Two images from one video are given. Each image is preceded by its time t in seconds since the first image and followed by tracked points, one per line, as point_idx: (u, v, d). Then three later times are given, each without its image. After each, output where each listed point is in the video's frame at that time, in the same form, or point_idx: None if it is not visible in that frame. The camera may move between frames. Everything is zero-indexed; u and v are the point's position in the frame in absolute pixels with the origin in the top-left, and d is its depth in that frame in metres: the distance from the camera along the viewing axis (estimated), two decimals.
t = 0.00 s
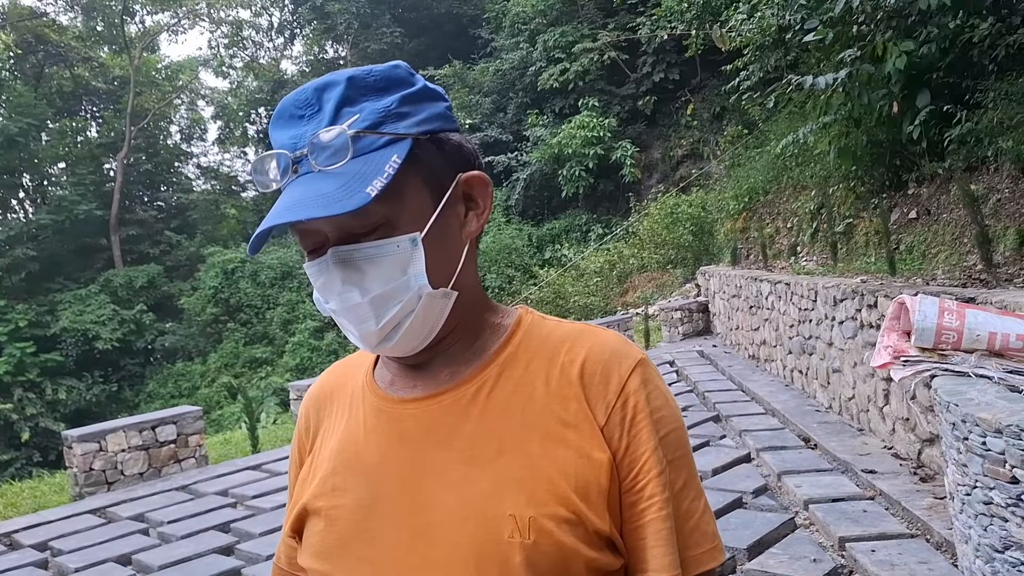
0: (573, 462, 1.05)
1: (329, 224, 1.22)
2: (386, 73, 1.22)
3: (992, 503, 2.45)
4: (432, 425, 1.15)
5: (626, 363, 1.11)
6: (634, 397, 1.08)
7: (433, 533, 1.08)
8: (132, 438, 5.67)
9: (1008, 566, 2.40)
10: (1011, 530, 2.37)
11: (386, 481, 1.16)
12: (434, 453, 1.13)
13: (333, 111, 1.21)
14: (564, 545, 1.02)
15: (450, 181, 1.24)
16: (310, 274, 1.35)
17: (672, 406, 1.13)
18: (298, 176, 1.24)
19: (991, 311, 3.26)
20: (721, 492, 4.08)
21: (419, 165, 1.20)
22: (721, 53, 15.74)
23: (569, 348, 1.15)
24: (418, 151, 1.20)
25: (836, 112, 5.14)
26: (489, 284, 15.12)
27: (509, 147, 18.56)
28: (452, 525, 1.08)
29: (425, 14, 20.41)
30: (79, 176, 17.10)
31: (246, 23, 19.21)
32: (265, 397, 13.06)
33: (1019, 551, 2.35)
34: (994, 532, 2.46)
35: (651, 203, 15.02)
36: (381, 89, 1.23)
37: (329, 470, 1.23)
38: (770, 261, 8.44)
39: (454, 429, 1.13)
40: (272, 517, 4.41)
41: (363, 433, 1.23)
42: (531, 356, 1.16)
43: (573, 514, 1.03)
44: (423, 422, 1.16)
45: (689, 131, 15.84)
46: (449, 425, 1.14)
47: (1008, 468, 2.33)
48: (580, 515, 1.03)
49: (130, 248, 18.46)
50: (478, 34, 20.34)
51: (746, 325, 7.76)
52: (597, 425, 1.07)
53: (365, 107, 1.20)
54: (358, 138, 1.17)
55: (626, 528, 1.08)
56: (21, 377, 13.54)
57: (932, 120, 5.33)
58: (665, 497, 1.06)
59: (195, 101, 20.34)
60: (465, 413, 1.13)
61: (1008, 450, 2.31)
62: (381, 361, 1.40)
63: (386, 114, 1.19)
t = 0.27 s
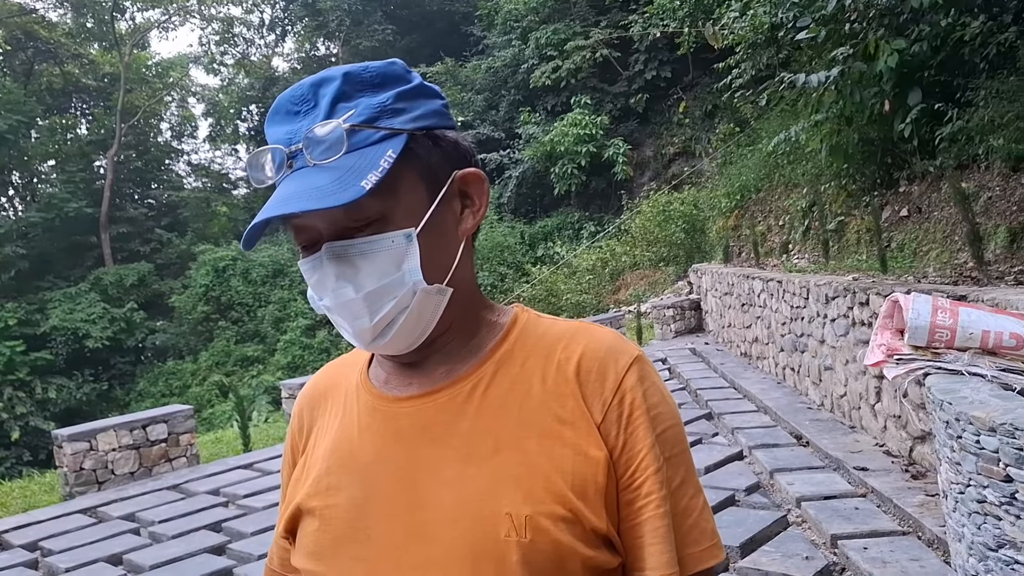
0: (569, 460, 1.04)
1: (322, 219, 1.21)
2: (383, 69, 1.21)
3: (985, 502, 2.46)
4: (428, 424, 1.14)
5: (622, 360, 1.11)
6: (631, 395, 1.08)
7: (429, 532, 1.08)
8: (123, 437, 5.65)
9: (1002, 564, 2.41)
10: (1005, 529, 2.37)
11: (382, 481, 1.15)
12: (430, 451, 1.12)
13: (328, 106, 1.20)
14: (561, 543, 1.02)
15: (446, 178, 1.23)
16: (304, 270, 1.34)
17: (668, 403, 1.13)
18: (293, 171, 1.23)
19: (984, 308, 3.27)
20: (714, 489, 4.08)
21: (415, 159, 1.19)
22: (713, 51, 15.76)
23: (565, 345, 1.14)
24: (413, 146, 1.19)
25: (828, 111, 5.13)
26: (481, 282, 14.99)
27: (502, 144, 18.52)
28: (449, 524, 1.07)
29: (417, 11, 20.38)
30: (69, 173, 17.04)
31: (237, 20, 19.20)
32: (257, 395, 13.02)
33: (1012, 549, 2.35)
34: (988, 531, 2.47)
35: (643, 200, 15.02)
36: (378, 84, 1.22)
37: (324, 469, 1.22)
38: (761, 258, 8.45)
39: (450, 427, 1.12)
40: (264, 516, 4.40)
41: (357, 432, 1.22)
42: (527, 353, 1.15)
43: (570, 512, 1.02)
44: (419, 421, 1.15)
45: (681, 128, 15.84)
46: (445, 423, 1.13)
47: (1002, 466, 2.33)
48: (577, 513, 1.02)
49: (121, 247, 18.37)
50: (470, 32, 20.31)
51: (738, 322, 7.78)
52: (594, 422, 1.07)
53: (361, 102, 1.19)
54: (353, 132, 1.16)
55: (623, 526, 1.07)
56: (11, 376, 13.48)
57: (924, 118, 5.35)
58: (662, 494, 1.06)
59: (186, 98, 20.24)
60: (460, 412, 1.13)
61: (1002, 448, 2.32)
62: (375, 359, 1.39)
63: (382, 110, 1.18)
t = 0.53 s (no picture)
0: (560, 461, 1.04)
1: (313, 218, 1.21)
2: (372, 69, 1.21)
3: (972, 501, 2.47)
4: (418, 427, 1.14)
5: (612, 361, 1.11)
6: (621, 396, 1.08)
7: (421, 537, 1.08)
8: (111, 438, 5.62)
9: (989, 562, 2.43)
10: (992, 528, 2.39)
11: (372, 485, 1.14)
12: (421, 454, 1.12)
13: (318, 106, 1.20)
14: (553, 545, 1.02)
15: (436, 178, 1.23)
16: (293, 271, 1.33)
17: (658, 403, 1.13)
18: (282, 171, 1.23)
19: (971, 309, 3.29)
20: (704, 489, 4.09)
21: (404, 160, 1.19)
22: (703, 51, 15.80)
23: (555, 347, 1.14)
24: (404, 145, 1.18)
25: (817, 111, 5.14)
26: (471, 282, 14.95)
27: (492, 144, 18.50)
28: (440, 527, 1.07)
29: (407, 11, 20.36)
30: (57, 173, 16.96)
31: (225, 19, 19.24)
32: (247, 395, 12.99)
33: (999, 548, 2.37)
34: (975, 529, 2.48)
35: (633, 200, 15.05)
36: (368, 85, 1.21)
37: (315, 474, 1.22)
38: (750, 258, 8.48)
39: (440, 431, 1.12)
40: (253, 517, 4.39)
41: (348, 436, 1.21)
42: (517, 356, 1.15)
43: (562, 514, 1.02)
44: (409, 424, 1.15)
45: (671, 129, 15.87)
46: (435, 427, 1.13)
47: (990, 466, 2.35)
48: (568, 514, 1.02)
49: (109, 246, 18.27)
50: (460, 31, 20.30)
51: (727, 322, 7.80)
52: (584, 424, 1.07)
53: (352, 102, 1.19)
54: (344, 130, 1.16)
55: (614, 526, 1.07)
56: None
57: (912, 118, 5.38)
58: (653, 495, 1.06)
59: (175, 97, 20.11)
60: (451, 415, 1.12)
61: (989, 448, 2.33)
62: (365, 362, 1.39)
63: (371, 110, 1.18)
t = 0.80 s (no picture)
0: (556, 468, 1.04)
1: (305, 222, 1.21)
2: (363, 73, 1.22)
3: (967, 502, 2.48)
4: (414, 434, 1.14)
5: (607, 367, 1.11)
6: (616, 401, 1.08)
7: (418, 545, 1.08)
8: (104, 440, 5.60)
9: (983, 563, 2.43)
10: (986, 529, 2.39)
11: (368, 492, 1.14)
12: (417, 462, 1.12)
13: (310, 110, 1.19)
14: (549, 551, 1.01)
15: (429, 181, 1.23)
16: (285, 275, 1.33)
17: (651, 408, 1.13)
18: (274, 175, 1.22)
19: (966, 310, 3.29)
20: (698, 490, 4.09)
21: (397, 163, 1.19)
22: (696, 52, 15.82)
23: (549, 352, 1.14)
24: (397, 150, 1.19)
25: (810, 112, 5.15)
26: (465, 283, 14.97)
27: (485, 145, 18.47)
28: (436, 535, 1.06)
29: (400, 11, 20.31)
30: (49, 174, 16.92)
31: (218, 20, 19.30)
32: (240, 396, 12.96)
33: (993, 548, 2.37)
34: (969, 530, 2.48)
35: (627, 201, 15.04)
36: (359, 89, 1.22)
37: (310, 483, 1.21)
38: (744, 259, 8.48)
39: (436, 438, 1.12)
40: (247, 519, 4.38)
41: (344, 444, 1.21)
42: (511, 361, 1.15)
43: (558, 519, 1.02)
44: (405, 431, 1.15)
45: (664, 129, 15.88)
46: (432, 434, 1.12)
47: (983, 467, 2.35)
48: (565, 521, 1.02)
49: (102, 247, 18.21)
50: (453, 31, 20.27)
51: (721, 323, 7.81)
52: (579, 430, 1.06)
53: (343, 106, 1.18)
54: (338, 135, 1.15)
55: (610, 531, 1.07)
56: None
57: (905, 119, 5.39)
58: (647, 500, 1.06)
59: (167, 98, 20.14)
60: (447, 423, 1.12)
61: (983, 449, 2.34)
62: (358, 368, 1.39)
63: (364, 114, 1.18)
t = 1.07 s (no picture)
0: (542, 466, 1.05)
1: (285, 231, 1.21)
2: (341, 76, 1.22)
3: (959, 498, 2.49)
4: (401, 433, 1.14)
5: (593, 364, 1.11)
6: (603, 399, 1.08)
7: (404, 544, 1.08)
8: (101, 441, 5.60)
9: (974, 559, 2.44)
10: (977, 525, 2.40)
11: (356, 491, 1.15)
12: (404, 461, 1.12)
13: (288, 115, 1.20)
14: (535, 549, 1.02)
15: (409, 184, 1.23)
16: (268, 281, 1.34)
17: (638, 406, 1.14)
18: (254, 182, 1.23)
19: (958, 308, 3.30)
20: (694, 488, 4.10)
21: (376, 167, 1.19)
22: (692, 52, 15.86)
23: (535, 351, 1.14)
24: (375, 153, 1.18)
25: (805, 111, 5.16)
26: (462, 283, 14.99)
27: (482, 145, 18.46)
28: (423, 534, 1.07)
29: (396, 12, 20.29)
30: (45, 175, 16.89)
31: (215, 21, 19.32)
32: (237, 397, 12.95)
33: (984, 545, 2.38)
34: (961, 527, 2.49)
35: (624, 201, 15.05)
36: (337, 92, 1.22)
37: (298, 482, 1.22)
38: (741, 258, 8.49)
39: (423, 436, 1.12)
40: (244, 519, 4.38)
41: (331, 444, 1.21)
42: (497, 360, 1.15)
43: (544, 517, 1.03)
44: (392, 431, 1.15)
45: (661, 129, 15.90)
46: (418, 433, 1.13)
47: (975, 463, 2.36)
48: (550, 518, 1.03)
49: (98, 248, 18.17)
50: (450, 32, 20.26)
51: (717, 322, 7.83)
52: (565, 427, 1.07)
53: (321, 111, 1.18)
54: (314, 141, 1.16)
55: (596, 529, 1.08)
56: None
57: (900, 118, 5.41)
58: (632, 497, 1.07)
59: (163, 99, 19.79)
60: (433, 422, 1.12)
61: (974, 446, 2.35)
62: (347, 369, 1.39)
63: (342, 118, 1.18)
